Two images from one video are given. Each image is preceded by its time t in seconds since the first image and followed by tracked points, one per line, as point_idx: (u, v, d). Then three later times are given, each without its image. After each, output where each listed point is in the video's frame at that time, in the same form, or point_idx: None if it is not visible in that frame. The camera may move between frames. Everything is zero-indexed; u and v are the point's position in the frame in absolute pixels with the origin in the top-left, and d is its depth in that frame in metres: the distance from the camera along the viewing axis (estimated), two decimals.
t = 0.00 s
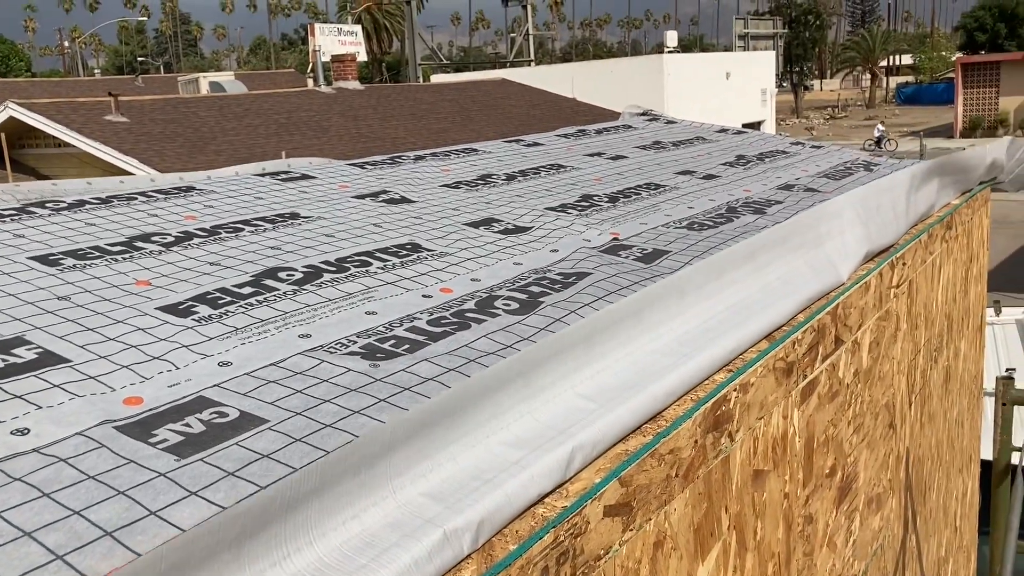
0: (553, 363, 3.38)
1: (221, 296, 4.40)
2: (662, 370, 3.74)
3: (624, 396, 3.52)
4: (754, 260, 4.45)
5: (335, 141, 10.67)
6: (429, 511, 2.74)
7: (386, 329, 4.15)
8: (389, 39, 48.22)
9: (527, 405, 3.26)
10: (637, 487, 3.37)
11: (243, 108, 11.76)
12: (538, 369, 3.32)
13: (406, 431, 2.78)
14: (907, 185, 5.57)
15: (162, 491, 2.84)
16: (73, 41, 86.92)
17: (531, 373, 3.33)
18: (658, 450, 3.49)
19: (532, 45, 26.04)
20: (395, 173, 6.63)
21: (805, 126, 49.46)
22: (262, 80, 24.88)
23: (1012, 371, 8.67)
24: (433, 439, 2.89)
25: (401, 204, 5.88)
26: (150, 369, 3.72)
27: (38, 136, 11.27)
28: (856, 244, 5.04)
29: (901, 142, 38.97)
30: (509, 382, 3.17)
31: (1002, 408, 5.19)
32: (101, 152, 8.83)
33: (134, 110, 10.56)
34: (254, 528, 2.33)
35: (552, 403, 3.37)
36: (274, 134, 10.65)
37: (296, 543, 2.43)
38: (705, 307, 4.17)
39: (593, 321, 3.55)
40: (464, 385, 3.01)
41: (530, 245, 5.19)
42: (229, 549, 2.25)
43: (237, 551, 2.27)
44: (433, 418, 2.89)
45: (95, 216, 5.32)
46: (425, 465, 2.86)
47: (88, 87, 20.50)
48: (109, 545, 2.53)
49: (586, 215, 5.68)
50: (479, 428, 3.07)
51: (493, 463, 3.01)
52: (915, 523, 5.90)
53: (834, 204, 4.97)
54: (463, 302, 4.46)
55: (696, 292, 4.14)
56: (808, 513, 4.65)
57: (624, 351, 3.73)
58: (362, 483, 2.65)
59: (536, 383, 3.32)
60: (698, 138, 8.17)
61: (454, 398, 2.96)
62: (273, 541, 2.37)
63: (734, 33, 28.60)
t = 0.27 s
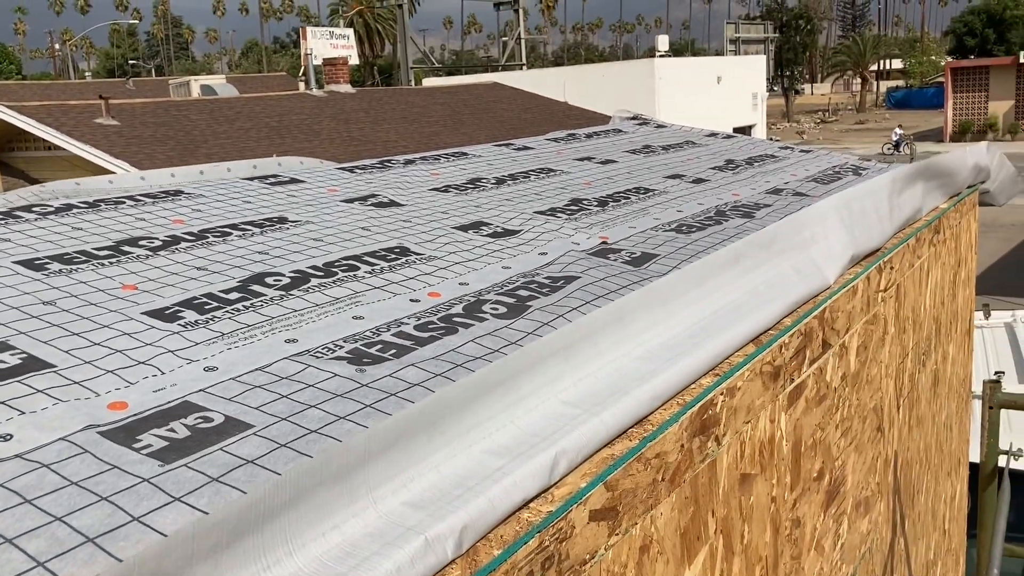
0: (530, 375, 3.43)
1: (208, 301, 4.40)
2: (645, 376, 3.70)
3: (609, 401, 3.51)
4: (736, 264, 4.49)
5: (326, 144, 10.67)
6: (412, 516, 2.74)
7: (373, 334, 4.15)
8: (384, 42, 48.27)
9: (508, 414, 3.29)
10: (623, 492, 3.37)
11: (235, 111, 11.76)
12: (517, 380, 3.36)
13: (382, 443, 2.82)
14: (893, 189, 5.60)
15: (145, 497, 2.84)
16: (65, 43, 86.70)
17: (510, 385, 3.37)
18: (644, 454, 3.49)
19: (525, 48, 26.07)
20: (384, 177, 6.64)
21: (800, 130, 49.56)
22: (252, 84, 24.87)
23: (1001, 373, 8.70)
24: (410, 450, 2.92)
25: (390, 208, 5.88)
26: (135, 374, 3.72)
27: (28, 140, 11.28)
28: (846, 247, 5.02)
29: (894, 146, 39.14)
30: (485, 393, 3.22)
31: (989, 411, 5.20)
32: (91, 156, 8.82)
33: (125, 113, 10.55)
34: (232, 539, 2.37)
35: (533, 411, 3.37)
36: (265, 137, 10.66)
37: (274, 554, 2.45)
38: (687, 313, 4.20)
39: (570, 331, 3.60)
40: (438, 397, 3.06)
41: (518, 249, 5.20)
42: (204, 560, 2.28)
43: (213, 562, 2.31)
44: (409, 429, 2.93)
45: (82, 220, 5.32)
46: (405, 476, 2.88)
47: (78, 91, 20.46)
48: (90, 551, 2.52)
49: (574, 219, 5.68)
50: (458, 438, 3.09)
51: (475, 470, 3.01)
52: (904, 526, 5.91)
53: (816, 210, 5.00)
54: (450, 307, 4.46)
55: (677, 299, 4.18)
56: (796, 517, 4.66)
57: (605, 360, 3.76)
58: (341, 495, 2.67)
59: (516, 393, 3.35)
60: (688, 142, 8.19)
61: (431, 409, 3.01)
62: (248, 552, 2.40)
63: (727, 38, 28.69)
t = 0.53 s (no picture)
0: (520, 385, 3.44)
1: (201, 304, 4.39)
2: (638, 380, 3.72)
3: (601, 405, 3.51)
4: (726, 269, 4.50)
5: (321, 147, 10.66)
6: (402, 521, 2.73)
7: (366, 337, 4.15)
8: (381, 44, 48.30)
9: (498, 422, 3.29)
10: (616, 496, 3.37)
11: (230, 113, 11.75)
12: (506, 389, 3.37)
13: (370, 452, 2.82)
14: (883, 193, 5.62)
15: (136, 501, 2.83)
16: (60, 44, 86.54)
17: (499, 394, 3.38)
18: (638, 458, 3.49)
19: (521, 51, 26.09)
20: (378, 180, 6.63)
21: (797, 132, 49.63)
22: (247, 86, 24.85)
23: (995, 376, 8.72)
24: (400, 458, 2.92)
25: (384, 211, 5.88)
26: (128, 378, 3.71)
27: (22, 142, 11.26)
28: (841, 250, 5.02)
29: (889, 149, 39.27)
30: (474, 403, 3.24)
31: (982, 415, 5.21)
32: (84, 158, 8.81)
33: (119, 115, 10.54)
34: (218, 549, 2.39)
35: (525, 417, 3.38)
36: (260, 140, 10.65)
37: (264, 563, 2.45)
38: (679, 318, 4.20)
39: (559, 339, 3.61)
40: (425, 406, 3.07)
41: (512, 252, 5.20)
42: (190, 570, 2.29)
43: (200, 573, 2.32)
44: (398, 437, 2.93)
45: (75, 223, 5.31)
46: (395, 484, 2.88)
47: (72, 93, 20.43)
48: (80, 555, 2.52)
49: (568, 222, 5.69)
50: (448, 447, 3.09)
51: (467, 476, 3.00)
52: (898, 530, 5.91)
53: (805, 215, 5.02)
54: (444, 310, 4.46)
55: (667, 305, 4.19)
56: (789, 521, 4.66)
57: (597, 366, 3.77)
58: (329, 505, 2.68)
59: (506, 401, 3.36)
60: (682, 145, 8.20)
61: (418, 418, 3.02)
62: (236, 563, 2.41)
63: (722, 41, 28.75)
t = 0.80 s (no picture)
0: (521, 390, 3.43)
1: (201, 306, 4.38)
2: (639, 382, 3.71)
3: (601, 408, 3.50)
4: (726, 272, 4.49)
5: (320, 149, 10.66)
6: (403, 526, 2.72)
7: (366, 339, 4.14)
8: (380, 46, 48.34)
9: (500, 426, 3.28)
10: (616, 499, 3.37)
11: (229, 115, 11.75)
12: (506, 393, 3.37)
13: (371, 458, 2.82)
14: (883, 196, 5.62)
15: (137, 504, 2.82)
16: (58, 45, 86.48)
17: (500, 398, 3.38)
18: (638, 461, 3.48)
19: (520, 52, 26.13)
20: (379, 182, 6.63)
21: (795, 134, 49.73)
22: (245, 87, 24.84)
23: (994, 379, 8.73)
24: (401, 461, 2.91)
25: (384, 213, 5.88)
26: (128, 380, 3.70)
27: (21, 143, 11.25)
28: (841, 254, 5.03)
29: (886, 152, 39.39)
30: (474, 408, 3.23)
31: (982, 418, 5.22)
32: (84, 159, 8.79)
33: (118, 116, 10.53)
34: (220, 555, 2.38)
35: (527, 420, 3.37)
36: (259, 142, 10.64)
37: (266, 568, 2.44)
38: (681, 321, 4.20)
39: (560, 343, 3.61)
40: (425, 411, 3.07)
41: (512, 254, 5.19)
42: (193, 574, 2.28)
43: None
44: (399, 442, 2.93)
45: (75, 224, 5.30)
46: (396, 488, 2.87)
47: (71, 94, 20.44)
48: (80, 558, 2.51)
49: (569, 224, 5.69)
50: (449, 450, 3.09)
51: (468, 480, 2.99)
52: (897, 533, 5.92)
53: (805, 218, 5.03)
54: (444, 312, 4.45)
55: (667, 308, 4.19)
56: (789, 524, 4.66)
57: (598, 370, 3.76)
58: (332, 509, 2.67)
59: (507, 405, 3.35)
60: (682, 148, 8.20)
61: (420, 422, 3.01)
62: (238, 568, 2.40)
63: (720, 43, 28.80)
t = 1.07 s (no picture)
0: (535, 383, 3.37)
1: (206, 306, 4.38)
2: (646, 382, 3.71)
3: (609, 408, 3.50)
4: (736, 270, 4.46)
5: (324, 149, 10.66)
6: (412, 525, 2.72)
7: (371, 339, 4.14)
8: (382, 48, 48.41)
9: (513, 421, 3.23)
10: (622, 499, 3.37)
11: (232, 115, 11.75)
12: (518, 388, 3.30)
13: (383, 455, 2.78)
14: (888, 197, 5.62)
15: (144, 502, 2.82)
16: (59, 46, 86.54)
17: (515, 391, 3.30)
18: (644, 461, 3.48)
19: (523, 54, 26.16)
20: (383, 182, 6.63)
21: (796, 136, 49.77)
22: (248, 88, 24.85)
23: (998, 381, 8.72)
24: (412, 458, 2.86)
25: (389, 213, 5.88)
26: (134, 379, 3.70)
27: (25, 143, 11.27)
28: (847, 255, 5.02)
29: (887, 154, 39.42)
30: (489, 401, 3.17)
31: (986, 420, 5.21)
32: (88, 159, 8.80)
33: (122, 117, 10.53)
34: (232, 551, 2.33)
35: (538, 416, 3.32)
36: (263, 142, 10.64)
37: (277, 564, 2.41)
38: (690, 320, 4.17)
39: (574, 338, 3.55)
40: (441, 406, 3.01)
41: (517, 254, 5.20)
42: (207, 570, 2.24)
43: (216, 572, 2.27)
44: (412, 437, 2.89)
45: (80, 224, 5.30)
46: (407, 483, 2.83)
47: (75, 94, 20.46)
48: (88, 557, 2.50)
49: (573, 225, 5.69)
50: (462, 445, 3.04)
51: (477, 478, 2.97)
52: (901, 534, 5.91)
53: (811, 219, 5.02)
54: (449, 312, 4.45)
55: (677, 305, 4.14)
56: (794, 525, 4.66)
57: (610, 366, 3.72)
58: (343, 504, 2.63)
59: (518, 400, 3.29)
60: (686, 149, 8.21)
61: (433, 418, 2.97)
62: (251, 564, 2.35)
63: (722, 45, 28.80)
